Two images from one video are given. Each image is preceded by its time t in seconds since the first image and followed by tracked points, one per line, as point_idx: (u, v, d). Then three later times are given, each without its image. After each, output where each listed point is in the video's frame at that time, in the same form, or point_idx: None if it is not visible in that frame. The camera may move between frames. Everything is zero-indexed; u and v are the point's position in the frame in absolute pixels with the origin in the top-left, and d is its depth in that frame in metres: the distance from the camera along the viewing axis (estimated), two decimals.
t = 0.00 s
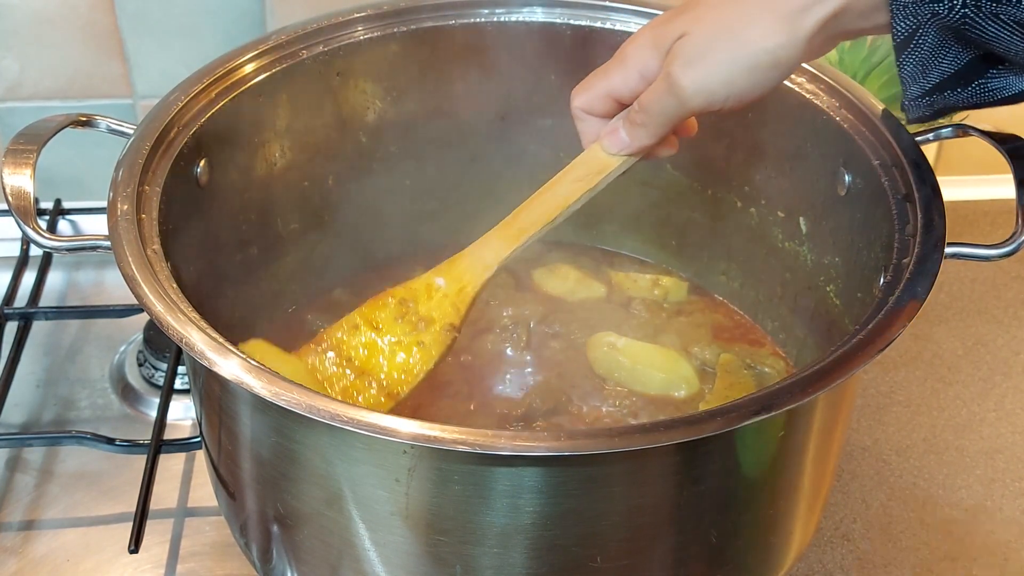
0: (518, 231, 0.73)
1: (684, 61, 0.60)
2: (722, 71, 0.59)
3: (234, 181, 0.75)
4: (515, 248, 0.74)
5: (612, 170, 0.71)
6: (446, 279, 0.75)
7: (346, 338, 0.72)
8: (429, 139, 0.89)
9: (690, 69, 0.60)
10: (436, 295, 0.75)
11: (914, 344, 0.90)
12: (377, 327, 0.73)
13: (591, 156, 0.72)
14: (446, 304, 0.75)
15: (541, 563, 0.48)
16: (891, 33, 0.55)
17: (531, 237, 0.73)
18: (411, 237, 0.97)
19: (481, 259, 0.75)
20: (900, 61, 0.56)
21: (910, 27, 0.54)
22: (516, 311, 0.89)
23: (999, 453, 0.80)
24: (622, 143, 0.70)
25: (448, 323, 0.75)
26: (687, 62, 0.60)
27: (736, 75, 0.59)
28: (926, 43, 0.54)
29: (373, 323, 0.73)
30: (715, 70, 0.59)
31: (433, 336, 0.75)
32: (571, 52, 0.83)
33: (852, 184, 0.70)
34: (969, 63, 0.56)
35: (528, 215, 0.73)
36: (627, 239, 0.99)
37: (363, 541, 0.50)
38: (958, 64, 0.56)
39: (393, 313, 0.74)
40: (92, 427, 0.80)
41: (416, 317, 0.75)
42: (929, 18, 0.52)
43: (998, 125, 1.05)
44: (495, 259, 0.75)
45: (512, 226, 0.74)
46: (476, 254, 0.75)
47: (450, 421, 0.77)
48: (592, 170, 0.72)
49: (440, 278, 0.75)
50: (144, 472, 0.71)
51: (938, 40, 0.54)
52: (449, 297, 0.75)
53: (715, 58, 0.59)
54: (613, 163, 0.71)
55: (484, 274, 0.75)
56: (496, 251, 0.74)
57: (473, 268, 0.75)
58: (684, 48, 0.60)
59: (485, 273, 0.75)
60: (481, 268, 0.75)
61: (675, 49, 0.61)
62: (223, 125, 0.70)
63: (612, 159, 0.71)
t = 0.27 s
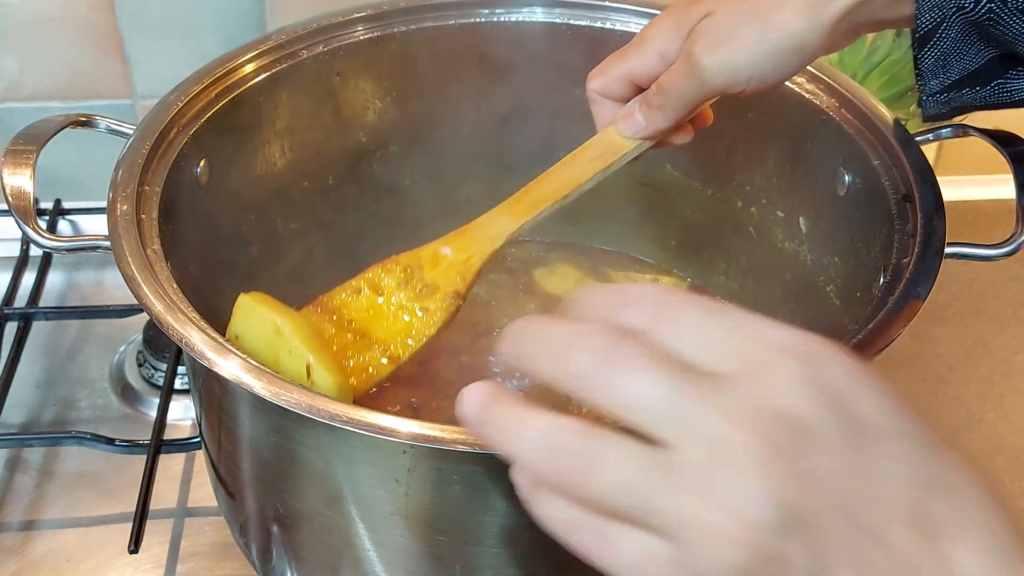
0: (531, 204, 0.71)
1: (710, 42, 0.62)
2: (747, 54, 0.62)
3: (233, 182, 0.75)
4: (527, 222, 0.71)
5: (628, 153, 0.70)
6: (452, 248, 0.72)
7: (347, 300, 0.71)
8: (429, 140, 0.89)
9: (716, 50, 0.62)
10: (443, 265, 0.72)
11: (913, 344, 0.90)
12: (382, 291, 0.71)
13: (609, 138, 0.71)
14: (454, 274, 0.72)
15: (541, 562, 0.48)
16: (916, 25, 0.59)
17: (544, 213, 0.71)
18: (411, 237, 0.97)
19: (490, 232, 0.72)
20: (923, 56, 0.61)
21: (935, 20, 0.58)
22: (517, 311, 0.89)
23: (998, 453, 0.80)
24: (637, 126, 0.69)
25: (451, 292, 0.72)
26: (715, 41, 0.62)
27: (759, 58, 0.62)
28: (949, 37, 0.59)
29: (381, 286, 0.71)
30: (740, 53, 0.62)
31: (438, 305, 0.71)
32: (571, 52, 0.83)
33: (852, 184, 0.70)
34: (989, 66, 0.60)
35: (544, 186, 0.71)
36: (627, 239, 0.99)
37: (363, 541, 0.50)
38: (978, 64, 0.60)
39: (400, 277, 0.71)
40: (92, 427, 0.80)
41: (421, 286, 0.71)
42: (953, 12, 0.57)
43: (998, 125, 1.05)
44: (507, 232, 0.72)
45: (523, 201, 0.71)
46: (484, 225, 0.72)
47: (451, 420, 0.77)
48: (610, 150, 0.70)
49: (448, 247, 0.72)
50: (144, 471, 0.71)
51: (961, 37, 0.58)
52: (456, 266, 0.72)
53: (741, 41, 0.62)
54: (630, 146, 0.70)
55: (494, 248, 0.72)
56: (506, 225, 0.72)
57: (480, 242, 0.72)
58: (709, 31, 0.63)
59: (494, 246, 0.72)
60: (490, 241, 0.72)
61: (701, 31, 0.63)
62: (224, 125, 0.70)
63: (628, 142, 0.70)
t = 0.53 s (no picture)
0: (528, 177, 0.74)
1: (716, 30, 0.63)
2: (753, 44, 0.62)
3: (233, 182, 0.75)
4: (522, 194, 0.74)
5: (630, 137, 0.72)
6: (445, 214, 0.76)
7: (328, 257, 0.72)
8: (430, 139, 0.89)
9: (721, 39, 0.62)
10: (433, 228, 0.76)
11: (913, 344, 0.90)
12: (371, 248, 0.73)
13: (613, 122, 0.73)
14: (443, 239, 0.76)
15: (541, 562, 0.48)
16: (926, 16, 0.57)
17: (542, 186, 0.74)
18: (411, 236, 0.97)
19: (486, 201, 0.75)
20: (931, 47, 0.59)
21: (943, 13, 0.56)
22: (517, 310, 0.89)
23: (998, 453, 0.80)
24: (640, 111, 0.71)
25: (439, 254, 0.76)
26: (720, 28, 0.62)
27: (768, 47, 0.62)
28: (957, 31, 0.57)
29: (368, 244, 0.74)
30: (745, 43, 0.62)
31: (426, 266, 0.75)
32: (571, 52, 0.83)
33: (852, 184, 0.70)
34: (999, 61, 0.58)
35: (542, 162, 0.74)
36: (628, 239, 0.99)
37: (363, 541, 0.50)
38: (987, 59, 0.58)
39: (388, 239, 0.74)
40: (92, 427, 0.80)
41: (410, 246, 0.75)
42: (960, 8, 0.55)
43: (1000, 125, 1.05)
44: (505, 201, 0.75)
45: (522, 172, 0.74)
46: (479, 194, 0.75)
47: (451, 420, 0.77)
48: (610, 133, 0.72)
49: (441, 213, 0.76)
50: (144, 471, 0.71)
51: (969, 32, 0.56)
52: (446, 232, 0.76)
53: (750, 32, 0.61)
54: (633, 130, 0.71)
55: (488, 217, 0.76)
56: (502, 195, 0.75)
57: (475, 210, 0.75)
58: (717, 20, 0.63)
59: (488, 216, 0.75)
60: (486, 208, 0.75)
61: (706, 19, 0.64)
62: (223, 125, 0.70)
63: (630, 127, 0.72)
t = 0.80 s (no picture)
0: (561, 108, 0.69)
1: None
2: None
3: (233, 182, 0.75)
4: (553, 123, 0.68)
5: (665, 85, 0.68)
6: (473, 132, 0.69)
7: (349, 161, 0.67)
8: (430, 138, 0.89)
9: None
10: (456, 147, 0.69)
11: (913, 344, 0.91)
12: (395, 156, 0.68)
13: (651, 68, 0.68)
14: (463, 158, 0.69)
15: (541, 563, 0.48)
16: None
17: (575, 118, 0.69)
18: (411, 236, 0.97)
19: (516, 125, 0.69)
20: (984, 28, 0.59)
21: None
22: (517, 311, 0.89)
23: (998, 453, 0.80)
24: (682, 57, 0.67)
25: (463, 170, 0.69)
26: None
27: None
28: None
29: (393, 151, 0.68)
30: None
31: (450, 182, 0.69)
32: (571, 52, 0.83)
33: (852, 184, 0.70)
34: None
35: (575, 97, 0.69)
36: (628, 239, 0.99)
37: (363, 541, 0.50)
38: None
39: (416, 150, 0.68)
40: (92, 427, 0.80)
41: (433, 159, 0.69)
42: None
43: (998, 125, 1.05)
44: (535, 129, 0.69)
45: (555, 102, 0.69)
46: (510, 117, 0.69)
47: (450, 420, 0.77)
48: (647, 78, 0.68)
49: (470, 130, 0.69)
50: (144, 471, 0.71)
51: None
52: (468, 152, 0.69)
53: None
54: (671, 76, 0.67)
55: (514, 144, 0.69)
56: (531, 124, 0.69)
57: (505, 134, 0.69)
58: None
59: (515, 143, 0.69)
60: (517, 134, 0.69)
61: None
62: (223, 125, 0.70)
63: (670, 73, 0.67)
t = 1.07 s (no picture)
0: (717, 37, 0.66)
1: None
2: None
3: (234, 182, 0.75)
4: (701, 52, 0.67)
5: (806, 27, 0.63)
6: (621, 55, 0.68)
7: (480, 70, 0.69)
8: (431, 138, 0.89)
9: None
10: (604, 66, 0.69)
11: (914, 344, 0.91)
12: (537, 74, 0.69)
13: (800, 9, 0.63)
14: (613, 76, 0.68)
15: (541, 563, 0.48)
16: None
17: (699, 57, 0.67)
18: (412, 236, 0.97)
19: (663, 51, 0.67)
20: None
21: None
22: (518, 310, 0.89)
23: (998, 453, 0.80)
24: None
25: (606, 91, 0.69)
26: None
27: None
28: None
29: (537, 67, 0.69)
30: None
31: (590, 100, 0.69)
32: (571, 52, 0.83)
33: (852, 184, 0.70)
34: None
35: (740, 28, 0.65)
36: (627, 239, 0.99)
37: (362, 541, 0.50)
38: None
39: (553, 69, 0.69)
40: (92, 427, 0.80)
41: (575, 78, 0.69)
42: None
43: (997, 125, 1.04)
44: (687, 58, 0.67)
45: (707, 30, 0.67)
46: (659, 43, 0.67)
47: (451, 420, 0.77)
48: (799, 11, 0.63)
49: (616, 53, 0.68)
50: (144, 472, 0.71)
51: None
52: (617, 72, 0.68)
53: None
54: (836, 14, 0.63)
55: (663, 69, 0.67)
56: (682, 50, 0.67)
57: (652, 57, 0.67)
58: None
59: (663, 67, 0.67)
60: (661, 60, 0.67)
61: None
62: (224, 124, 0.70)
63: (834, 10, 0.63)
